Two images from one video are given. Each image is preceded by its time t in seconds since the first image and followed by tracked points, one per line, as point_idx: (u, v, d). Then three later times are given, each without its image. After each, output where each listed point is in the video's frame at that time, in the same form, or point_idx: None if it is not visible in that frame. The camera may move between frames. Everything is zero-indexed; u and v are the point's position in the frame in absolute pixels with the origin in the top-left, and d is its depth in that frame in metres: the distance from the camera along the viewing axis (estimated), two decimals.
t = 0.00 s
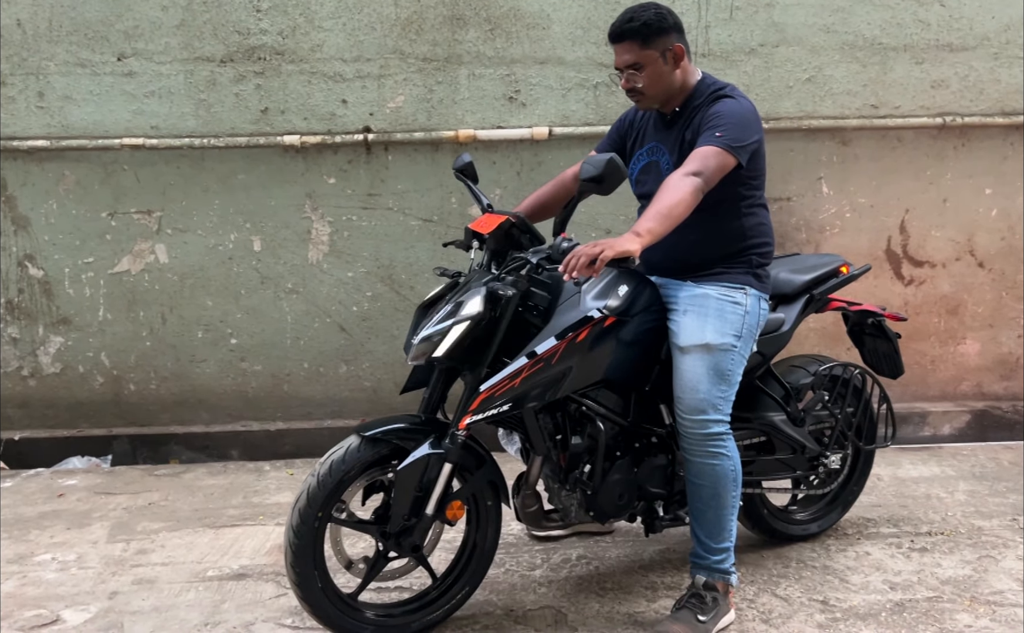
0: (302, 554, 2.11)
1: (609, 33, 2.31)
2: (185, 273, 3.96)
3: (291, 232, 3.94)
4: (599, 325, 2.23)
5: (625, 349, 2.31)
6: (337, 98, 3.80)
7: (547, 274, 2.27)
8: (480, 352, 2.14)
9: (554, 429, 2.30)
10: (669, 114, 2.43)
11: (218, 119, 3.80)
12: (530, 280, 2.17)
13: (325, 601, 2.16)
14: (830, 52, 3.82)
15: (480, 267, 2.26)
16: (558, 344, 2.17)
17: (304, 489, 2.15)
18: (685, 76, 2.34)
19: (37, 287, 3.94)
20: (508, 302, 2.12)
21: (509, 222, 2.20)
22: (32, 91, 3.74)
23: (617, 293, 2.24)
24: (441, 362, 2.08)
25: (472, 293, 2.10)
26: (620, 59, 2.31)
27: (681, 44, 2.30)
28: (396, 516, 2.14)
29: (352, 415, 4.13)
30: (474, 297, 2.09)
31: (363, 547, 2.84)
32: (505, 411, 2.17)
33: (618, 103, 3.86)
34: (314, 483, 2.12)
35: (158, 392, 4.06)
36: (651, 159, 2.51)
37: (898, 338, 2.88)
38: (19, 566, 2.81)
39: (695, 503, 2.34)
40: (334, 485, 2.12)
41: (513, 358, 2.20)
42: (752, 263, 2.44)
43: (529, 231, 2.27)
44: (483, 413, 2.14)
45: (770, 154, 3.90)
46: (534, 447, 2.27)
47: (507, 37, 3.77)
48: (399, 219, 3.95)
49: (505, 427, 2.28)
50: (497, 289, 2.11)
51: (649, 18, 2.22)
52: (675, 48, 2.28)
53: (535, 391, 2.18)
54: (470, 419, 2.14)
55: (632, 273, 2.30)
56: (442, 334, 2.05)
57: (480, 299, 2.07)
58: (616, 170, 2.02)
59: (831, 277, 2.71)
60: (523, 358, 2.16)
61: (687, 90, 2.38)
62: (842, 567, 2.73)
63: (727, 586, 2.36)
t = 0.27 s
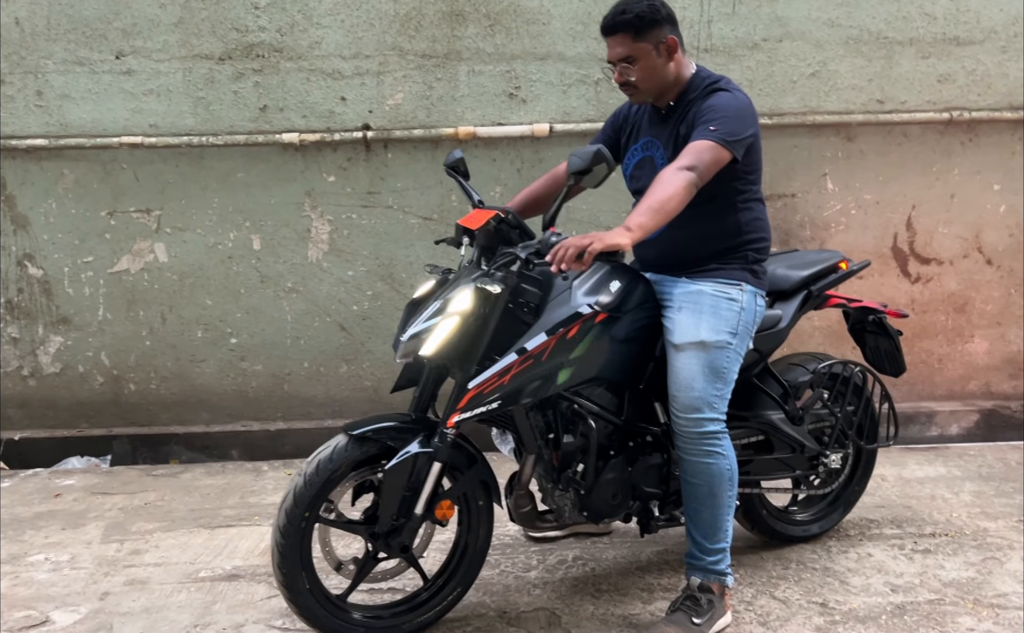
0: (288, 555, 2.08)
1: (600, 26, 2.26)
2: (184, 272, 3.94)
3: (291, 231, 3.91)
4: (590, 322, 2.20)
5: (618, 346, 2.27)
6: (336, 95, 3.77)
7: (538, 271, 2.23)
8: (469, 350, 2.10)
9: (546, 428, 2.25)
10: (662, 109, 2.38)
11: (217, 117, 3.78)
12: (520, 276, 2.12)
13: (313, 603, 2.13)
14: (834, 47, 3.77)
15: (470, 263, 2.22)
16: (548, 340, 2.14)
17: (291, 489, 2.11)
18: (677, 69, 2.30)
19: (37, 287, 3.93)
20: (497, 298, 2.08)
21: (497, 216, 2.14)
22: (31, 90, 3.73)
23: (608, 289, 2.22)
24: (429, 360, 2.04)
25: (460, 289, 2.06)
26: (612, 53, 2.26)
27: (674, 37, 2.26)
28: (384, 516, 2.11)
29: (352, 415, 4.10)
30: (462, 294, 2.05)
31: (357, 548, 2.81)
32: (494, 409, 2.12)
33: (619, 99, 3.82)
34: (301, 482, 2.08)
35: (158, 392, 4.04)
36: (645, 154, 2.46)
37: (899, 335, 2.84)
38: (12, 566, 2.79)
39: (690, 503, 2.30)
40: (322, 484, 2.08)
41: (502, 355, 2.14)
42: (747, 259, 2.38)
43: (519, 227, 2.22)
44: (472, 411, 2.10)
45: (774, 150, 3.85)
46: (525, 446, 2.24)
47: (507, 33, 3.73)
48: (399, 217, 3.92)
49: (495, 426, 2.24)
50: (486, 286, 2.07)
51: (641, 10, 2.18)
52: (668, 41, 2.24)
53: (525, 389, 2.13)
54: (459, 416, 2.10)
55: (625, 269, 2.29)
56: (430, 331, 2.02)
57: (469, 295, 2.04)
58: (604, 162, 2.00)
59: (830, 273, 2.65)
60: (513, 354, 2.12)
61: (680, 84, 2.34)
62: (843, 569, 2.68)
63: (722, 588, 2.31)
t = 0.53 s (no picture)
0: (274, 562, 2.05)
1: (593, 22, 2.22)
2: (184, 274, 3.92)
3: (291, 233, 3.89)
4: (580, 325, 2.14)
5: (611, 350, 2.22)
6: (336, 96, 3.75)
7: (528, 273, 2.20)
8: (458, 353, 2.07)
9: (536, 433, 2.22)
10: (657, 106, 2.35)
11: (216, 118, 3.76)
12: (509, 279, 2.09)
13: (299, 610, 2.11)
14: (840, 45, 3.72)
15: (459, 266, 2.19)
16: (538, 343, 2.09)
17: (276, 495, 2.08)
18: (673, 64, 2.26)
19: (37, 289, 3.92)
20: (486, 302, 2.05)
21: (485, 218, 2.12)
22: (30, 92, 3.73)
23: (599, 291, 2.17)
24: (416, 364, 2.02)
25: (448, 292, 2.03)
26: (606, 48, 2.24)
27: (667, 31, 2.22)
28: (371, 523, 2.08)
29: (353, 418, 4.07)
30: (449, 297, 2.02)
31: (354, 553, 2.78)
32: (482, 415, 2.08)
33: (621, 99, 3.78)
34: (286, 489, 2.06)
35: (158, 395, 4.02)
36: (640, 152, 2.41)
37: (901, 338, 2.78)
38: (4, 571, 2.77)
39: (683, 510, 2.25)
40: (307, 491, 2.05)
41: (491, 358, 2.10)
42: (742, 261, 2.32)
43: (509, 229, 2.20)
44: (459, 416, 2.05)
45: (778, 150, 3.81)
46: (514, 451, 2.20)
47: (508, 33, 3.70)
48: (399, 219, 3.89)
49: (485, 431, 2.21)
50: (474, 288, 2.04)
51: (633, 5, 2.14)
52: (662, 36, 2.20)
53: (514, 393, 2.09)
54: (446, 422, 2.05)
55: (618, 271, 2.23)
56: (417, 335, 1.99)
57: (456, 298, 2.00)
58: (591, 162, 1.98)
59: (829, 274, 2.60)
60: (502, 358, 2.07)
61: (675, 80, 2.30)
62: (843, 577, 2.62)
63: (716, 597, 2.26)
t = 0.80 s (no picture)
0: (262, 567, 2.04)
1: (585, 26, 2.23)
2: (188, 277, 3.93)
3: (294, 236, 3.89)
4: (571, 329, 2.12)
5: (604, 355, 2.20)
6: (339, 99, 3.75)
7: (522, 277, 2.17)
8: (448, 357, 2.05)
9: (527, 439, 2.20)
10: (653, 107, 2.32)
11: (220, 121, 3.76)
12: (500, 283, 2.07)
13: (288, 616, 2.10)
14: (846, 46, 3.69)
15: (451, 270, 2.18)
16: (529, 348, 2.07)
17: (266, 501, 2.07)
18: (667, 63, 2.24)
19: (42, 292, 3.93)
20: (476, 306, 2.03)
21: (476, 222, 2.11)
22: (36, 96, 3.74)
23: (591, 296, 2.16)
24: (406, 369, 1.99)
25: (438, 297, 2.01)
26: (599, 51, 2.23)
27: (660, 30, 2.20)
28: (361, 530, 2.06)
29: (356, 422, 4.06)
30: (439, 302, 2.00)
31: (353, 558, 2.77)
32: (472, 420, 2.05)
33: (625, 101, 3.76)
34: (276, 494, 2.04)
35: (163, 398, 4.03)
36: (634, 153, 2.37)
37: (903, 342, 2.73)
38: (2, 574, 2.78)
39: (677, 516, 2.23)
40: (296, 496, 2.04)
41: (482, 362, 2.07)
42: (737, 264, 2.28)
43: (501, 233, 2.19)
44: (449, 422, 2.03)
45: (783, 153, 3.77)
46: (506, 457, 2.18)
47: (511, 35, 3.69)
48: (402, 222, 3.88)
49: (477, 435, 2.19)
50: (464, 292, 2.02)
51: (622, 6, 2.13)
52: (654, 35, 2.18)
53: (505, 398, 2.07)
54: (436, 427, 2.04)
55: (612, 275, 2.22)
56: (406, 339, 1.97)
57: (446, 303, 1.98)
58: (578, 164, 1.98)
59: (828, 277, 2.56)
60: (493, 362, 2.04)
61: (670, 80, 2.28)
62: (843, 585, 2.58)
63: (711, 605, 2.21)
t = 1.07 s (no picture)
0: (264, 570, 2.06)
1: (591, 28, 2.23)
2: (202, 280, 3.96)
3: (307, 239, 3.91)
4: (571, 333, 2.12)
5: (606, 359, 2.19)
6: (351, 103, 3.77)
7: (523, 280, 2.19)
8: (448, 361, 2.06)
9: (528, 443, 2.20)
10: (658, 110, 2.31)
11: (234, 125, 3.80)
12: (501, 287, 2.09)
13: (290, 618, 2.11)
14: (859, 48, 3.66)
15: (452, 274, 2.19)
16: (529, 351, 2.07)
17: (267, 503, 2.09)
18: (673, 66, 2.23)
19: (59, 295, 3.98)
20: (477, 310, 2.05)
21: (476, 226, 2.13)
22: (53, 101, 3.79)
23: (592, 299, 2.17)
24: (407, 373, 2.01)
25: (439, 300, 2.03)
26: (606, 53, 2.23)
27: (666, 33, 2.20)
28: (361, 533, 2.06)
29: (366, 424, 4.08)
30: (439, 306, 2.01)
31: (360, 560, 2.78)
32: (472, 423, 2.06)
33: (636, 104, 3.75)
34: (277, 497, 2.06)
35: (177, 399, 4.07)
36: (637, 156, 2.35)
37: (911, 347, 2.70)
38: (14, 574, 2.81)
39: (680, 521, 2.22)
40: (298, 499, 2.05)
41: (483, 366, 2.09)
42: (740, 267, 2.27)
43: (502, 238, 2.20)
44: (449, 426, 2.04)
45: (796, 155, 3.75)
46: (506, 460, 2.17)
47: (522, 39, 3.69)
48: (414, 225, 3.90)
49: (478, 440, 2.19)
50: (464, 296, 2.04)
51: (629, 8, 2.14)
52: (660, 37, 2.18)
53: (505, 402, 2.07)
54: (435, 431, 2.04)
55: (612, 278, 2.22)
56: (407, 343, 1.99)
57: (446, 306, 2.00)
58: (575, 168, 1.99)
59: (835, 280, 2.53)
60: (493, 365, 2.05)
61: (676, 84, 2.27)
62: (849, 592, 2.56)
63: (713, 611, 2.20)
